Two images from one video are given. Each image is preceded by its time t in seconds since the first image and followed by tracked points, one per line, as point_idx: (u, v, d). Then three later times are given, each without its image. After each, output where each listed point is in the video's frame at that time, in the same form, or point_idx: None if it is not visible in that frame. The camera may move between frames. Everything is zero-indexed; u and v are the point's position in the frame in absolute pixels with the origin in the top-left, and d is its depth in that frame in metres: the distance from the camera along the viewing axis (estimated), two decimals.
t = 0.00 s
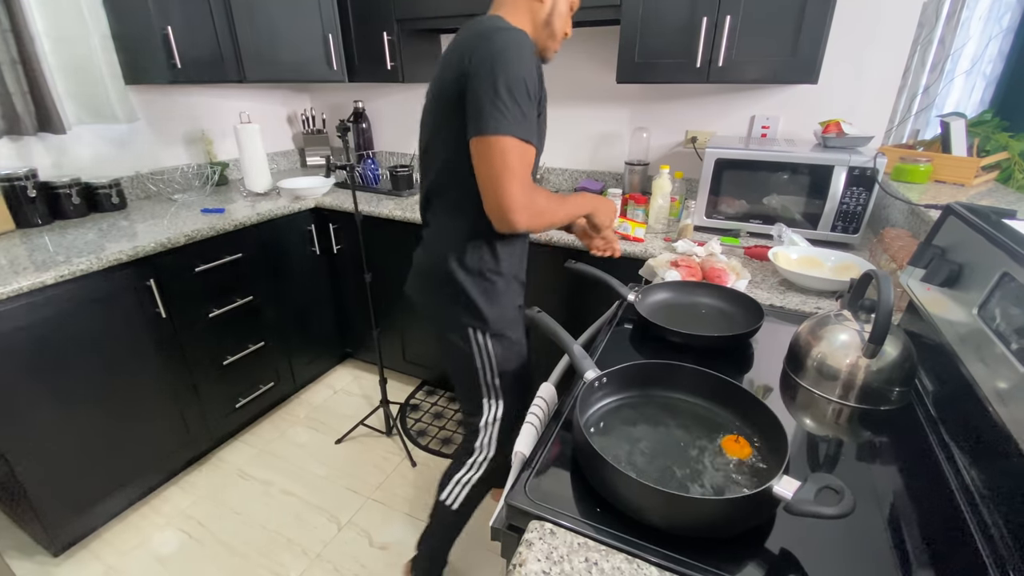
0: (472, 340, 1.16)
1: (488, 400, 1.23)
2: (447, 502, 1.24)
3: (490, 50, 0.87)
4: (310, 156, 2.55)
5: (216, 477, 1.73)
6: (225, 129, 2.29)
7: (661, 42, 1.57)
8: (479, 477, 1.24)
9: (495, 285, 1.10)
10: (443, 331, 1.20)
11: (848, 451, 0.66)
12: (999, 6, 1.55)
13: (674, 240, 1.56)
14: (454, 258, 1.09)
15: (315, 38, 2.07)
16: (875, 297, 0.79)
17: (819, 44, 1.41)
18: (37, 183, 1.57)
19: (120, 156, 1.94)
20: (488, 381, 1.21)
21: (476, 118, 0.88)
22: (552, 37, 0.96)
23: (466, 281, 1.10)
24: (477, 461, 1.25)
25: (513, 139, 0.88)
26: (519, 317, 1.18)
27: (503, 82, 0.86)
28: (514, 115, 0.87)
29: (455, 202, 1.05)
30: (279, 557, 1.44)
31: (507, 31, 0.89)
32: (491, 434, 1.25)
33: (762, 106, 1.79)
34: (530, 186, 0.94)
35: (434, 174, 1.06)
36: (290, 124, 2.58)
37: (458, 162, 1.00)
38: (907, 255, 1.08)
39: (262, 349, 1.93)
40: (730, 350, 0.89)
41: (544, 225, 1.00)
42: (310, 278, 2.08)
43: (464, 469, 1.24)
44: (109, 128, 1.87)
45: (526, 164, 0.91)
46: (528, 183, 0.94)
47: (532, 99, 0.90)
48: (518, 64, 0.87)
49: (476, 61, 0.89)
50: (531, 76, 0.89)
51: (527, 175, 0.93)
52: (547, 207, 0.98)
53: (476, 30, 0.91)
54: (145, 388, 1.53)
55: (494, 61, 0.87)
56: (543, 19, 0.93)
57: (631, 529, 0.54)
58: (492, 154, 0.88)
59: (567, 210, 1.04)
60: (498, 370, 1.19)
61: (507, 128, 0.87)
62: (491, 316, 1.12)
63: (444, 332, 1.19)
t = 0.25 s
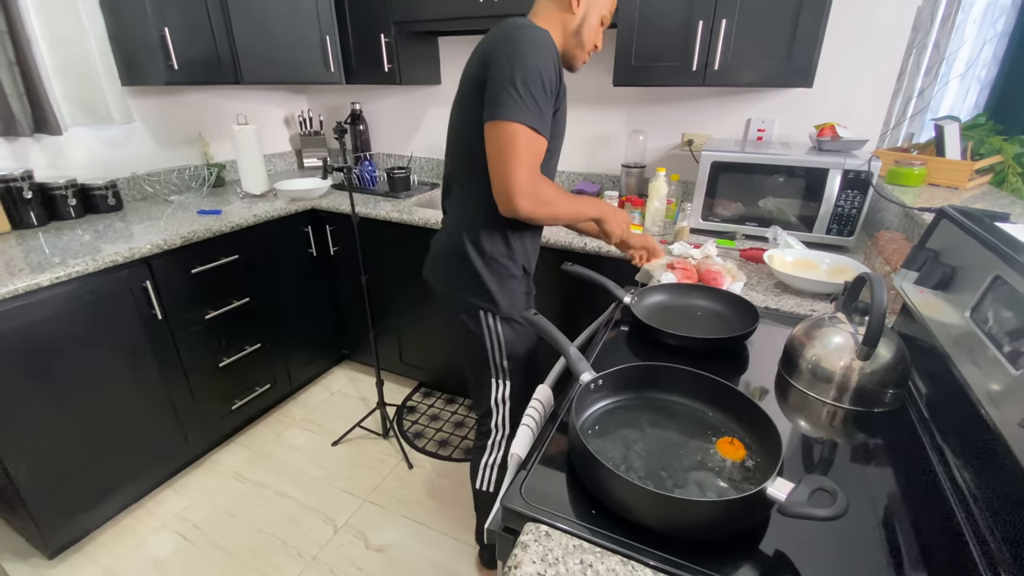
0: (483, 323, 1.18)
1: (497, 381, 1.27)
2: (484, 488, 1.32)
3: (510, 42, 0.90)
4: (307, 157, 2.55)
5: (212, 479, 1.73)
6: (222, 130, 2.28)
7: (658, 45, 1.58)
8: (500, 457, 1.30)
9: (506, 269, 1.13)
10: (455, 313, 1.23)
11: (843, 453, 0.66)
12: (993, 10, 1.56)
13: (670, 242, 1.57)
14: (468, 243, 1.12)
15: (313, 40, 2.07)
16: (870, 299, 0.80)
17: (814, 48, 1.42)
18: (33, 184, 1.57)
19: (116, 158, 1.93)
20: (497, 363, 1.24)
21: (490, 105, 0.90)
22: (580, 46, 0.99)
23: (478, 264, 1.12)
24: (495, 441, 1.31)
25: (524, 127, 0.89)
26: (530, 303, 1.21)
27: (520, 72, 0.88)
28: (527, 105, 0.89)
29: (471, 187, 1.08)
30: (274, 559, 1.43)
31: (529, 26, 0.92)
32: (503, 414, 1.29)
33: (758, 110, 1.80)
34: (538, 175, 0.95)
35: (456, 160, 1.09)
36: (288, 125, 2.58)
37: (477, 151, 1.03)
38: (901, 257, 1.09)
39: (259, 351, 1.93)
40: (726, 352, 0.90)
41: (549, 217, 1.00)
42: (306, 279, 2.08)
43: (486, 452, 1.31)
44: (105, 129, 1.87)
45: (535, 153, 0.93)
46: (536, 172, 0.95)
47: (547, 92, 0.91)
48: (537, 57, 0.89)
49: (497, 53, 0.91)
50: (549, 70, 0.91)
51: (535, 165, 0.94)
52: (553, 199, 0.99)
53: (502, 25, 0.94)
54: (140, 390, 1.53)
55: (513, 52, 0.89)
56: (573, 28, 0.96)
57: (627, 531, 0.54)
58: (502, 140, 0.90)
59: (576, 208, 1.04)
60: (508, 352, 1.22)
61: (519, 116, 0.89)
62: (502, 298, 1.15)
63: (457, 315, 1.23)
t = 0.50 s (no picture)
0: (489, 323, 1.20)
1: (498, 378, 1.29)
2: (479, 478, 1.33)
3: (523, 48, 0.90)
4: (305, 160, 2.55)
5: (208, 482, 1.72)
6: (220, 132, 2.28)
7: (655, 49, 1.58)
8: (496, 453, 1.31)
9: (514, 271, 1.14)
10: (464, 308, 1.26)
11: (838, 456, 0.67)
12: (988, 14, 1.58)
13: (667, 245, 1.57)
14: (478, 243, 1.14)
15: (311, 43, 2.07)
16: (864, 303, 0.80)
17: (809, 53, 1.43)
18: (30, 186, 1.56)
19: (114, 160, 1.93)
20: (498, 360, 1.26)
21: (503, 110, 0.90)
22: (597, 51, 1.00)
23: (487, 266, 1.13)
24: (494, 436, 1.31)
25: (536, 132, 0.89)
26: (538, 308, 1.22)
27: (532, 78, 0.89)
28: (539, 110, 0.89)
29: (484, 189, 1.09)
30: (271, 563, 1.43)
31: (543, 33, 0.92)
32: (501, 411, 1.30)
33: (754, 113, 1.81)
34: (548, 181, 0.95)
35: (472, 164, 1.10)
36: (286, 128, 2.58)
37: (492, 155, 1.03)
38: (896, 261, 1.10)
39: (256, 353, 1.93)
40: (722, 356, 0.90)
41: (558, 223, 1.00)
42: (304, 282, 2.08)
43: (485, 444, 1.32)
44: (102, 131, 1.87)
45: (545, 158, 0.93)
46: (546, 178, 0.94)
47: (559, 99, 0.92)
48: (550, 64, 0.90)
49: (510, 59, 0.92)
50: (561, 78, 0.91)
51: (546, 170, 0.94)
52: (562, 204, 0.98)
53: (516, 32, 0.95)
54: (137, 392, 1.52)
55: (526, 59, 0.90)
56: (591, 33, 0.96)
57: (622, 535, 0.54)
58: (513, 144, 0.90)
59: (586, 215, 1.03)
60: (510, 352, 1.24)
61: (531, 121, 0.89)
62: (508, 300, 1.16)
63: (467, 311, 1.25)
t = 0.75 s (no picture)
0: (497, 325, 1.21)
1: (506, 380, 1.29)
2: (485, 481, 1.29)
3: (523, 54, 0.91)
4: (304, 162, 2.56)
5: (206, 484, 1.72)
6: (219, 134, 2.28)
7: (654, 53, 1.59)
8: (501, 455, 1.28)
9: (521, 273, 1.15)
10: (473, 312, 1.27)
11: (835, 459, 0.67)
12: (984, 19, 1.59)
13: (666, 248, 1.58)
14: (486, 246, 1.15)
15: (311, 46, 2.08)
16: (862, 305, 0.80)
17: (807, 57, 1.44)
18: (29, 188, 1.56)
19: (113, 161, 1.93)
20: (505, 360, 1.26)
21: (500, 114, 0.92)
22: (602, 45, 0.97)
23: (495, 268, 1.14)
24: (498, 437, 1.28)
25: (531, 135, 0.90)
26: (546, 310, 1.22)
27: (530, 82, 0.90)
28: (534, 113, 0.90)
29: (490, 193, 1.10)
30: (268, 565, 1.43)
31: (543, 38, 0.93)
32: (507, 414, 1.29)
33: (752, 117, 1.82)
34: (543, 184, 0.95)
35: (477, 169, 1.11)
36: (285, 130, 2.58)
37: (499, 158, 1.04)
38: (893, 265, 1.10)
39: (254, 355, 1.92)
40: (721, 358, 0.90)
41: (554, 226, 1.00)
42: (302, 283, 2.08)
43: (488, 446, 1.29)
44: (101, 133, 1.87)
45: (540, 161, 0.93)
46: (541, 181, 0.95)
47: (557, 102, 0.92)
48: (547, 68, 0.90)
49: (510, 63, 0.93)
50: (560, 81, 0.92)
51: (540, 173, 0.94)
52: (557, 207, 0.98)
53: (517, 37, 0.96)
54: (134, 393, 1.52)
55: (524, 64, 0.91)
56: (591, 28, 0.96)
57: (619, 538, 0.54)
58: (508, 148, 0.91)
59: (583, 219, 1.02)
60: (517, 353, 1.24)
61: (527, 125, 0.89)
62: (515, 302, 1.17)
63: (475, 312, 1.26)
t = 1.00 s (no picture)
0: (501, 330, 1.21)
1: (510, 388, 1.29)
2: (482, 495, 1.25)
3: (507, 58, 0.90)
4: (304, 164, 2.56)
5: (205, 487, 1.71)
6: (219, 136, 2.29)
7: (653, 56, 1.60)
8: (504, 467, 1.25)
9: (522, 278, 1.16)
10: (475, 318, 1.27)
11: (835, 463, 0.67)
12: (983, 23, 1.60)
13: (665, 251, 1.58)
14: (487, 251, 1.15)
15: (311, 49, 2.09)
16: (861, 309, 0.80)
17: (806, 61, 1.44)
18: (29, 190, 1.56)
19: (114, 164, 1.93)
20: (509, 368, 1.27)
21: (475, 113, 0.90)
22: (592, 38, 0.93)
23: (496, 274, 1.15)
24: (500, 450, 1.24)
25: (496, 131, 0.86)
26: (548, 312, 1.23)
27: (503, 84, 0.87)
28: (502, 110, 0.87)
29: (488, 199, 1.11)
30: (267, 568, 1.42)
31: (533, 40, 0.92)
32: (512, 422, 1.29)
33: (751, 121, 1.82)
34: (500, 175, 0.88)
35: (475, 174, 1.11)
36: (285, 132, 2.59)
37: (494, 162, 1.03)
38: (892, 269, 1.11)
39: (254, 357, 1.92)
40: (720, 362, 0.90)
41: (515, 222, 0.90)
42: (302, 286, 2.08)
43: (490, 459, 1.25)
44: (102, 135, 1.87)
45: (500, 155, 0.88)
46: (496, 172, 0.88)
47: (537, 101, 0.88)
48: (526, 66, 0.87)
49: (493, 67, 0.92)
50: (541, 80, 0.88)
51: (498, 165, 0.88)
52: (513, 199, 0.88)
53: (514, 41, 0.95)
54: (134, 396, 1.52)
55: (506, 65, 0.90)
56: (581, 21, 0.93)
57: (619, 542, 0.54)
58: (472, 144, 0.89)
59: (550, 214, 0.89)
60: (521, 359, 1.25)
61: (493, 121, 0.87)
62: (517, 307, 1.17)
63: (478, 319, 1.27)
